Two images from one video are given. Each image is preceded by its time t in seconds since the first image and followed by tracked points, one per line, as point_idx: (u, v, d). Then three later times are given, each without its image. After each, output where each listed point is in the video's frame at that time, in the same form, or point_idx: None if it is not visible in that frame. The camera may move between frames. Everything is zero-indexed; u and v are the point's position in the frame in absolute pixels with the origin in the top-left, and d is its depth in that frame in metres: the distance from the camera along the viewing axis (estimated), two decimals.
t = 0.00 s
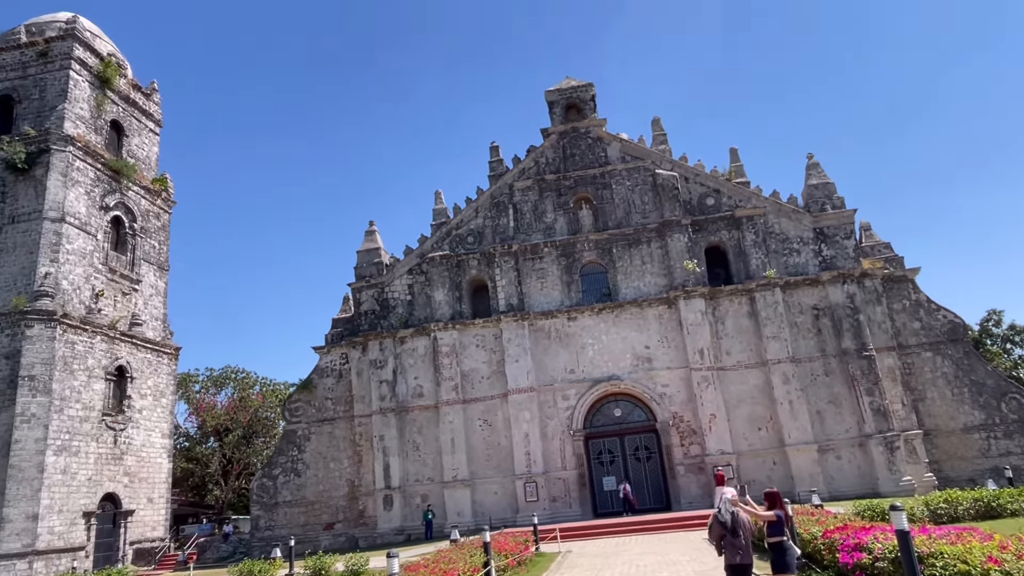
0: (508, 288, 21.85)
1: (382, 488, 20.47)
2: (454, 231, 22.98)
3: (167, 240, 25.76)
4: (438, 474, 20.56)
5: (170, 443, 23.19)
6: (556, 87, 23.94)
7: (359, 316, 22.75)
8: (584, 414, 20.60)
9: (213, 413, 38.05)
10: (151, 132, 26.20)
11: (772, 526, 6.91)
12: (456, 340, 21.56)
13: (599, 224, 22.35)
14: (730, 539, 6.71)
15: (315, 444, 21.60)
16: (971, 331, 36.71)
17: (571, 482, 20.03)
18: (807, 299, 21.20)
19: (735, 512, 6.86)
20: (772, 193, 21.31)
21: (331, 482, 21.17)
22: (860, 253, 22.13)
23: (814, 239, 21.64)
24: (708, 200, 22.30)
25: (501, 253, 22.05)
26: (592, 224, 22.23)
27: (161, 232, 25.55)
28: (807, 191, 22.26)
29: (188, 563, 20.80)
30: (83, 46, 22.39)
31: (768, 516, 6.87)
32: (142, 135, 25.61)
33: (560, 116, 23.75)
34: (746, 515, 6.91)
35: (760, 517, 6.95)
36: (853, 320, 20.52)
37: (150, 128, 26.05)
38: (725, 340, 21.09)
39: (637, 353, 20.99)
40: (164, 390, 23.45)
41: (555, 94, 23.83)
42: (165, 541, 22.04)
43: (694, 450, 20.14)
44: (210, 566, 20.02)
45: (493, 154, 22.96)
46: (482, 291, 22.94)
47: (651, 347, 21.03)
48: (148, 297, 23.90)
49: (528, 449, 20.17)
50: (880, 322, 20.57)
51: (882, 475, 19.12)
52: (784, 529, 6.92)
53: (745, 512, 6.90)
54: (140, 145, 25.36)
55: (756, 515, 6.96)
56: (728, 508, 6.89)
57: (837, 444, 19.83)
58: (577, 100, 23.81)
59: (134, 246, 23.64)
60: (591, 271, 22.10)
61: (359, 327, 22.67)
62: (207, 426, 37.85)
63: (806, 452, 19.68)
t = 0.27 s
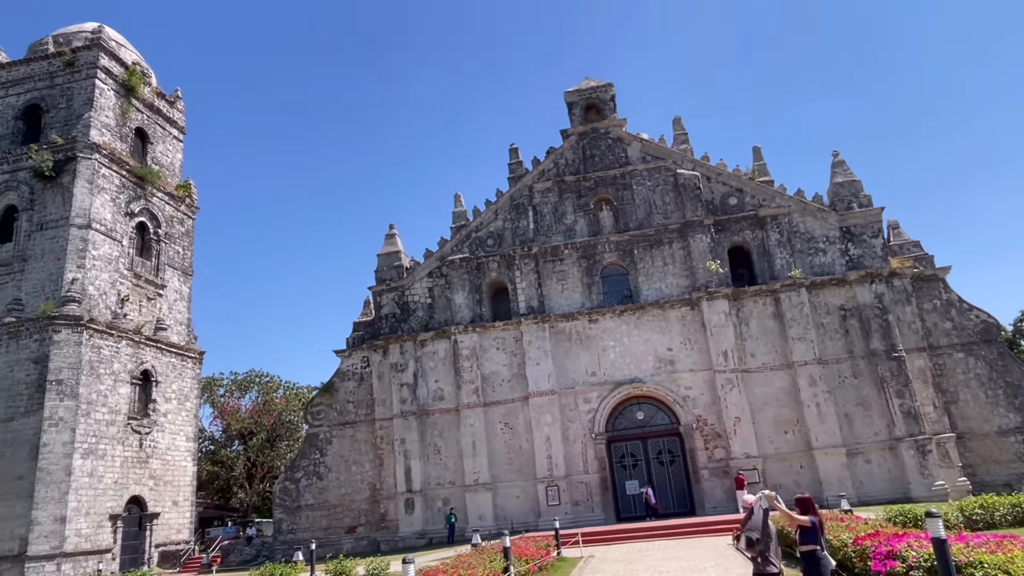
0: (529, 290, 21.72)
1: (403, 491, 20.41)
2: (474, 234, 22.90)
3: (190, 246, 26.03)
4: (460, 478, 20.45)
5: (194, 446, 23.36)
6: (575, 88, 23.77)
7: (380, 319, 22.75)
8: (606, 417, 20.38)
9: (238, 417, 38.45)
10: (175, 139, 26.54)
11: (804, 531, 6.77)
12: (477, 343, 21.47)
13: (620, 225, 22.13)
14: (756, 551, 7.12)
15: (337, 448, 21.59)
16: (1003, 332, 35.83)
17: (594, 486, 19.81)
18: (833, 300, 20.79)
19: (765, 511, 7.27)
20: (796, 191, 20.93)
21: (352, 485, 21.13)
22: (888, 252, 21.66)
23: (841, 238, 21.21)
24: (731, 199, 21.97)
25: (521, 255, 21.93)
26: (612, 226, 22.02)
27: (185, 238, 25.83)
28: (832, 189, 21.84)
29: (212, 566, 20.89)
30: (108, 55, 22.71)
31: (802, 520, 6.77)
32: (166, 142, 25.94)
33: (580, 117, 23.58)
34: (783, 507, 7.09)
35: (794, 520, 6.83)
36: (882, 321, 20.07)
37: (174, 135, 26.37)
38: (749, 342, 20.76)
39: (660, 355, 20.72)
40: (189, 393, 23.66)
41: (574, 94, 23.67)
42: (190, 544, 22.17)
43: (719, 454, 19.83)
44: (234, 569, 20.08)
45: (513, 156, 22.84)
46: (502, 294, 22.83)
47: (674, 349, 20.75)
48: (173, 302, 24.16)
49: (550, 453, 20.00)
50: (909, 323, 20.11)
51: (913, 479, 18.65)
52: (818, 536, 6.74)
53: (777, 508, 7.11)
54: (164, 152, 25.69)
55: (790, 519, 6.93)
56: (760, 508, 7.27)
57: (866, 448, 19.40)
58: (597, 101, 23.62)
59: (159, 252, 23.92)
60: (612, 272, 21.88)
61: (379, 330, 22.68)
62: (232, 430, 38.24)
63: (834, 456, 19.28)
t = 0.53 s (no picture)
0: (553, 291, 21.55)
1: (430, 493, 20.37)
2: (498, 235, 22.79)
3: (219, 250, 26.36)
4: (486, 480, 20.35)
5: (224, 447, 23.63)
6: (599, 86, 23.54)
7: (405, 321, 22.77)
8: (633, 418, 20.12)
9: (268, 419, 38.91)
10: (203, 145, 26.93)
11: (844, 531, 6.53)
12: (502, 344, 21.37)
13: (645, 224, 21.86)
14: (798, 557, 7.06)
15: (363, 449, 21.62)
16: None
17: (621, 488, 19.57)
18: (867, 298, 20.28)
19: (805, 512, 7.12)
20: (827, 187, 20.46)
21: (379, 487, 21.13)
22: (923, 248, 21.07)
23: (873, 234, 20.68)
24: (759, 196, 21.56)
25: (545, 256, 21.78)
26: (638, 225, 21.76)
27: (214, 242, 26.16)
28: (864, 184, 21.32)
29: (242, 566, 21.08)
30: (137, 63, 23.08)
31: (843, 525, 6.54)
32: (195, 148, 26.33)
33: (604, 115, 23.34)
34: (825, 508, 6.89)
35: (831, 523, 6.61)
36: (917, 319, 19.53)
37: (202, 140, 26.74)
38: (779, 341, 20.34)
39: (687, 355, 20.39)
40: (218, 395, 23.94)
41: (598, 93, 23.44)
42: (220, 544, 22.39)
43: (749, 456, 19.46)
44: (263, 569, 20.23)
45: (536, 155, 22.69)
46: (527, 294, 22.70)
47: (702, 349, 20.40)
48: (202, 305, 24.47)
49: (576, 454, 19.80)
50: (946, 320, 19.53)
51: (952, 482, 18.10)
52: (855, 540, 6.50)
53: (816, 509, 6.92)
54: (193, 157, 26.06)
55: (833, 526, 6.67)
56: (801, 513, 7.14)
57: (902, 449, 18.88)
58: (621, 99, 23.37)
59: (188, 255, 24.24)
60: (638, 272, 21.62)
61: (405, 332, 22.69)
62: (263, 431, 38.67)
63: (868, 457, 18.80)
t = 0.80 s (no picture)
0: (580, 290, 21.37)
1: (458, 493, 20.33)
2: (524, 234, 22.68)
3: (249, 252, 26.69)
4: (514, 480, 20.25)
5: (256, 447, 23.91)
6: (624, 83, 23.28)
7: (432, 321, 22.78)
8: (662, 418, 19.85)
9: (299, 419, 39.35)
10: (233, 149, 27.29)
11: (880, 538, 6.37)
12: (528, 343, 21.26)
13: (673, 222, 21.54)
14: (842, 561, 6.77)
15: (392, 449, 21.67)
16: None
17: (651, 489, 19.32)
18: (903, 294, 19.75)
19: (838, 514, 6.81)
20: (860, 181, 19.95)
21: (407, 486, 21.14)
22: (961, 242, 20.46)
23: (910, 228, 20.13)
24: (790, 191, 21.10)
25: (572, 254, 21.61)
26: (665, 222, 21.46)
27: (244, 244, 26.50)
28: (899, 178, 20.77)
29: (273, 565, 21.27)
30: (168, 70, 23.48)
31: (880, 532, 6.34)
32: (225, 152, 26.71)
33: (630, 112, 23.08)
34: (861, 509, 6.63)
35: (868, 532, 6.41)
36: (956, 315, 18.97)
37: (231, 144, 27.10)
38: (813, 339, 19.90)
39: (718, 354, 20.04)
40: (250, 396, 24.23)
41: (623, 89, 23.18)
42: (252, 543, 22.64)
43: (782, 456, 19.07)
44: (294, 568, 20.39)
45: (562, 154, 22.53)
46: (553, 293, 22.56)
47: (732, 348, 20.04)
48: (233, 307, 24.80)
49: (605, 455, 19.60)
50: (986, 317, 18.99)
51: (995, 483, 17.53)
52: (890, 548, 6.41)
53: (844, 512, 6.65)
54: (223, 161, 26.44)
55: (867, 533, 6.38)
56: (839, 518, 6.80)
57: (941, 450, 18.34)
58: (647, 95, 23.09)
59: (219, 258, 24.58)
60: (666, 270, 21.32)
61: (432, 332, 22.70)
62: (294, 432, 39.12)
63: (906, 458, 18.30)
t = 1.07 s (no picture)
0: (607, 287, 21.18)
1: (486, 492, 20.28)
2: (550, 232, 22.56)
3: (280, 254, 27.00)
4: (542, 479, 20.14)
5: (288, 446, 24.20)
6: (650, 77, 23.01)
7: (459, 320, 22.80)
8: (693, 417, 19.55)
9: (330, 419, 39.78)
10: (262, 152, 27.63)
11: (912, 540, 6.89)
12: (555, 341, 21.16)
13: (702, 217, 21.19)
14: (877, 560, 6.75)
15: (421, 448, 21.72)
16: None
17: (682, 488, 19.05)
18: (941, 288, 19.21)
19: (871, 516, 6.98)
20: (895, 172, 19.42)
21: (436, 485, 21.16)
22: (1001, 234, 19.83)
23: (947, 220, 19.56)
24: (822, 184, 20.61)
25: (599, 252, 21.43)
26: (693, 217, 21.14)
27: (274, 246, 26.81)
28: (935, 168, 20.20)
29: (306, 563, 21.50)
30: (197, 75, 23.85)
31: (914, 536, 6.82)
32: (254, 155, 27.06)
33: (656, 107, 22.82)
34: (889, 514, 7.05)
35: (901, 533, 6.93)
36: (998, 309, 18.38)
37: (261, 148, 27.45)
38: (847, 336, 19.45)
39: (748, 351, 19.69)
40: (281, 395, 24.53)
41: (649, 84, 22.90)
42: (285, 541, 22.90)
43: (817, 455, 18.69)
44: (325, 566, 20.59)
45: (588, 150, 22.36)
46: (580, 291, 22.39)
47: (764, 345, 19.67)
48: (264, 308, 25.11)
49: (634, 453, 19.39)
50: None
51: None
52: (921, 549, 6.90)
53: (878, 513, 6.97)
54: (252, 164, 26.80)
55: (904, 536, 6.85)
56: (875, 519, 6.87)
57: (984, 449, 17.77)
58: (674, 89, 22.77)
59: (249, 260, 24.91)
60: (694, 266, 21.00)
61: (458, 331, 22.71)
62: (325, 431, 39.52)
63: (947, 456, 17.80)
